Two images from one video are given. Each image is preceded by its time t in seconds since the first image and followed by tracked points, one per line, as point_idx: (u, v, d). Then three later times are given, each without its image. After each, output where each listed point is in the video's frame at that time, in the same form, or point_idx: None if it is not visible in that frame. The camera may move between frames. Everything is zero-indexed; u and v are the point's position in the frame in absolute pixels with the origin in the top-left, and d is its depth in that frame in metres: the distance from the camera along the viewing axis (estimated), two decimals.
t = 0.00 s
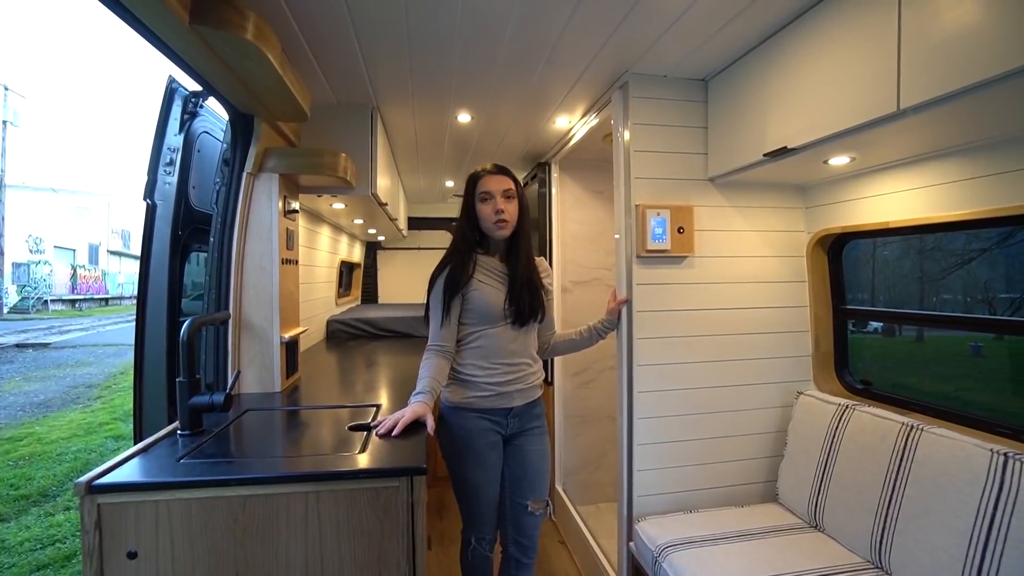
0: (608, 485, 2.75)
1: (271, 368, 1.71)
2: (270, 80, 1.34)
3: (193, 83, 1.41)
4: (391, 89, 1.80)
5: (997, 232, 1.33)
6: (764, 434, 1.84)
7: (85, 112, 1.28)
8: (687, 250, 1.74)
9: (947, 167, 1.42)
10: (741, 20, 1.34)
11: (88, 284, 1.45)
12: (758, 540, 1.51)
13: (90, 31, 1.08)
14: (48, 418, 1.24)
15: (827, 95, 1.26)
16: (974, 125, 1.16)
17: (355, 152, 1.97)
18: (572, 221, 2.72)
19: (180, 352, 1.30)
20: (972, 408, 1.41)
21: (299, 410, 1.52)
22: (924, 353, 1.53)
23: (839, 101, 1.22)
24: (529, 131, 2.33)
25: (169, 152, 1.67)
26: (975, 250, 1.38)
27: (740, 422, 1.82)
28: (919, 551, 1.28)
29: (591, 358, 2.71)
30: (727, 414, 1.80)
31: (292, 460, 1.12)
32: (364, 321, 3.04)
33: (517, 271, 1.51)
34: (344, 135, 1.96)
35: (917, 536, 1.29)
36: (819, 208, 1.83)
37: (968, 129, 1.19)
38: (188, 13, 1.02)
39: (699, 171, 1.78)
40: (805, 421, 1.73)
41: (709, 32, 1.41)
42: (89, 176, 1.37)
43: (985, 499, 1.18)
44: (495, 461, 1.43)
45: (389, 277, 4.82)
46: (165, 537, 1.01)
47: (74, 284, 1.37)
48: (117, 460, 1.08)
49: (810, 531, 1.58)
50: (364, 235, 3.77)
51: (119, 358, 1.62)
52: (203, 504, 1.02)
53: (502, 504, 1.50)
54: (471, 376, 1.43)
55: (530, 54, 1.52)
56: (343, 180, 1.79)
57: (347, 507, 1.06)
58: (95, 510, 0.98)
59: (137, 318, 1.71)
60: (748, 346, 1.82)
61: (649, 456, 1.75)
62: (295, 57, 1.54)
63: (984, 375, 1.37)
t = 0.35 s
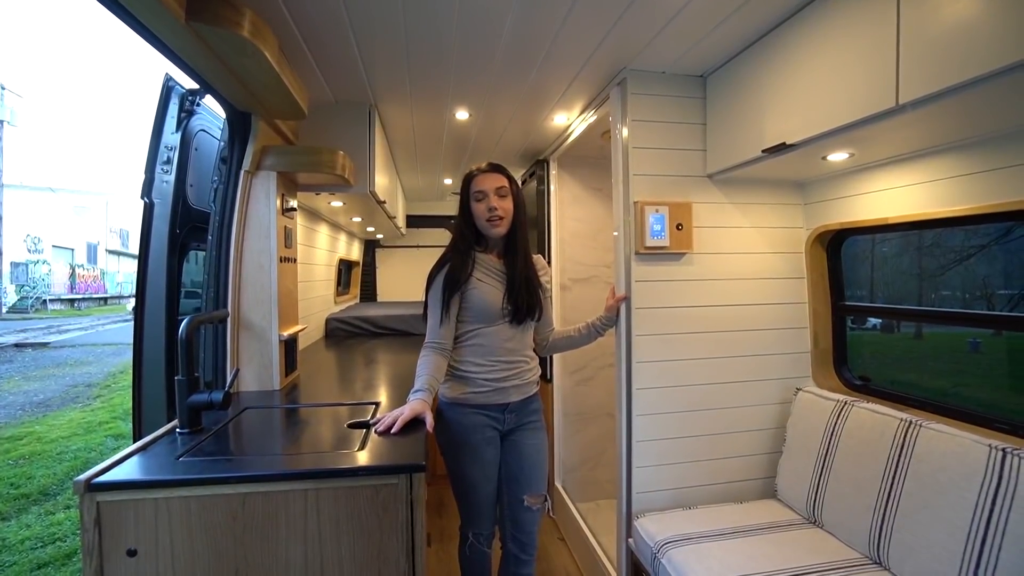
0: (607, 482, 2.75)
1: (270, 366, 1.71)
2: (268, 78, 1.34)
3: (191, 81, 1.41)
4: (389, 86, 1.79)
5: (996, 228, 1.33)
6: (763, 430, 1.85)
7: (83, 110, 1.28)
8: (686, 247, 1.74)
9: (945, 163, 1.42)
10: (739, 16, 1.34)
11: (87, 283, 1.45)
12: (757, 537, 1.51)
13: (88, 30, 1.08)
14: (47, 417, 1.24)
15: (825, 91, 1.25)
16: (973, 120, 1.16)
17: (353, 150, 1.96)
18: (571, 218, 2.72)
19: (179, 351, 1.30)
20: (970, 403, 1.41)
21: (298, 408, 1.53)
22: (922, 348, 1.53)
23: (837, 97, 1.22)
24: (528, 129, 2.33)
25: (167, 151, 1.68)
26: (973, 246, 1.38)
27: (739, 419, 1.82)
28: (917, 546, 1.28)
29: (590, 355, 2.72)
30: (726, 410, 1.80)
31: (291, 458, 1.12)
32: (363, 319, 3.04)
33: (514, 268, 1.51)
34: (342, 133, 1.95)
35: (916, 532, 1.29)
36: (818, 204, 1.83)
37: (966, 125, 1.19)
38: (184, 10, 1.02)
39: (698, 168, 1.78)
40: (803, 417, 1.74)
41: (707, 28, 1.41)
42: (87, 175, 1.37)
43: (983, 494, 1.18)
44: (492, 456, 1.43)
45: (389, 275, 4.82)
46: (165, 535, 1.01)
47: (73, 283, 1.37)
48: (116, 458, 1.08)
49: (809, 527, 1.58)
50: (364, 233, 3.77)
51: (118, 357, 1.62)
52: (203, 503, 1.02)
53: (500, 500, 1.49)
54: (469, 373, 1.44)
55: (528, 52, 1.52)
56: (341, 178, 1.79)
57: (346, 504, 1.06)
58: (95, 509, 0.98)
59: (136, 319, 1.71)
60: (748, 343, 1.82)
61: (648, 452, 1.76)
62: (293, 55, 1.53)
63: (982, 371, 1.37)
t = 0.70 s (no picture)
0: (608, 485, 2.75)
1: (271, 368, 1.71)
2: (270, 81, 1.34)
3: (192, 84, 1.41)
4: (390, 89, 1.80)
5: (997, 231, 1.33)
6: (764, 434, 1.84)
7: (84, 112, 1.28)
8: (687, 250, 1.74)
9: (945, 166, 1.42)
10: (739, 20, 1.34)
11: (88, 285, 1.45)
12: (759, 540, 1.51)
13: (91, 33, 1.09)
14: (47, 419, 1.24)
15: (826, 93, 1.25)
16: (973, 123, 1.16)
17: (354, 153, 1.97)
18: (571, 221, 2.72)
19: (179, 353, 1.29)
20: (972, 406, 1.41)
21: (298, 411, 1.53)
22: (923, 351, 1.53)
23: (838, 100, 1.22)
24: (529, 131, 2.33)
25: (168, 154, 1.67)
26: (974, 249, 1.38)
27: (740, 422, 1.82)
28: (919, 550, 1.28)
29: (590, 358, 2.71)
30: (726, 414, 1.80)
31: (292, 460, 1.12)
32: (364, 322, 3.04)
33: (516, 272, 1.51)
34: (343, 136, 1.96)
35: (917, 536, 1.29)
36: (818, 207, 1.83)
37: (967, 128, 1.19)
38: (186, 14, 1.02)
39: (698, 170, 1.78)
40: (804, 420, 1.73)
41: (707, 31, 1.41)
42: (89, 177, 1.37)
43: (985, 498, 1.18)
44: (492, 458, 1.43)
45: (389, 277, 4.82)
46: (165, 539, 1.01)
47: (73, 285, 1.37)
48: (116, 461, 1.08)
49: (810, 531, 1.57)
50: (364, 235, 3.78)
51: (118, 359, 1.63)
52: (203, 506, 1.02)
53: (500, 502, 1.49)
54: (469, 376, 1.43)
55: (529, 55, 1.52)
56: (343, 181, 1.79)
57: (347, 507, 1.06)
58: (95, 511, 0.98)
59: (137, 320, 1.72)
60: (748, 346, 1.82)
61: (648, 455, 1.75)
62: (294, 58, 1.54)
63: (983, 373, 1.37)
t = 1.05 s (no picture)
0: (607, 482, 2.75)
1: (270, 367, 1.71)
2: (267, 79, 1.34)
3: (189, 82, 1.41)
4: (388, 87, 1.79)
5: (995, 227, 1.33)
6: (763, 430, 1.85)
7: (81, 111, 1.28)
8: (685, 247, 1.74)
9: (944, 162, 1.42)
10: (737, 17, 1.34)
11: (87, 284, 1.45)
12: (757, 536, 1.51)
13: (86, 32, 1.08)
14: (47, 419, 1.24)
15: (824, 90, 1.25)
16: (971, 120, 1.16)
17: (352, 151, 1.96)
18: (570, 218, 2.72)
19: (177, 352, 1.29)
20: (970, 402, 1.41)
21: (296, 409, 1.52)
22: (921, 348, 1.54)
23: (836, 96, 1.22)
24: (527, 129, 2.33)
25: (165, 152, 1.68)
26: (972, 245, 1.38)
27: (739, 419, 1.82)
28: (917, 545, 1.28)
29: (589, 355, 2.72)
30: (725, 410, 1.80)
31: (290, 459, 1.12)
32: (362, 320, 3.04)
33: (514, 269, 1.51)
34: (341, 134, 1.95)
35: (915, 531, 1.29)
36: (816, 204, 1.83)
37: (965, 124, 1.19)
38: (182, 11, 1.02)
39: (697, 167, 1.78)
40: (803, 416, 1.73)
41: (705, 28, 1.41)
42: (86, 176, 1.37)
43: (982, 493, 1.18)
44: (490, 456, 1.43)
45: (388, 275, 4.82)
46: (164, 537, 1.01)
47: (72, 285, 1.37)
48: (114, 460, 1.08)
49: (809, 526, 1.58)
50: (363, 233, 3.78)
51: (117, 359, 1.63)
52: (202, 504, 1.02)
53: (499, 499, 1.49)
54: (469, 373, 1.43)
55: (527, 52, 1.52)
56: (340, 178, 1.78)
57: (345, 505, 1.06)
58: (93, 511, 0.98)
59: (135, 321, 1.71)
60: (747, 342, 1.82)
61: (647, 452, 1.76)
62: (291, 55, 1.53)
63: (981, 369, 1.37)
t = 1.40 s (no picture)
0: (606, 481, 2.76)
1: (269, 365, 1.71)
2: (267, 77, 1.33)
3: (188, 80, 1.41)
4: (388, 85, 1.79)
5: (994, 228, 1.33)
6: (761, 430, 1.85)
7: (81, 109, 1.28)
8: (685, 247, 1.74)
9: (943, 162, 1.42)
10: (736, 17, 1.34)
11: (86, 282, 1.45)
12: (756, 536, 1.51)
13: (86, 30, 1.08)
14: (46, 416, 1.24)
15: (824, 90, 1.25)
16: (970, 120, 1.16)
17: (351, 149, 1.96)
18: (570, 218, 2.72)
19: (176, 351, 1.29)
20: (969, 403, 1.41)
21: (296, 408, 1.52)
22: (920, 348, 1.54)
23: (836, 97, 1.22)
24: (527, 128, 2.33)
25: (163, 150, 1.68)
26: (971, 246, 1.39)
27: (738, 418, 1.82)
28: (915, 545, 1.28)
29: (589, 355, 2.72)
30: (724, 410, 1.80)
31: (289, 457, 1.12)
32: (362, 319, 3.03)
33: (512, 268, 1.51)
34: (341, 132, 1.95)
35: (913, 531, 1.29)
36: (816, 204, 1.83)
37: (964, 125, 1.19)
38: (181, 9, 1.02)
39: (697, 167, 1.78)
40: (802, 416, 1.74)
41: (705, 28, 1.41)
42: (85, 174, 1.36)
43: (981, 493, 1.18)
44: (489, 456, 1.43)
45: (387, 274, 4.82)
46: (162, 535, 1.01)
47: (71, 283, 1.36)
48: (113, 458, 1.08)
49: (807, 526, 1.58)
50: (363, 232, 3.79)
51: (117, 357, 1.62)
52: (201, 502, 1.02)
53: (498, 498, 1.49)
54: (468, 371, 1.43)
55: (527, 51, 1.52)
56: (340, 177, 1.78)
57: (344, 503, 1.06)
58: (92, 508, 0.98)
59: (135, 318, 1.71)
60: (746, 342, 1.82)
61: (646, 452, 1.76)
62: (291, 54, 1.53)
63: (980, 370, 1.38)
